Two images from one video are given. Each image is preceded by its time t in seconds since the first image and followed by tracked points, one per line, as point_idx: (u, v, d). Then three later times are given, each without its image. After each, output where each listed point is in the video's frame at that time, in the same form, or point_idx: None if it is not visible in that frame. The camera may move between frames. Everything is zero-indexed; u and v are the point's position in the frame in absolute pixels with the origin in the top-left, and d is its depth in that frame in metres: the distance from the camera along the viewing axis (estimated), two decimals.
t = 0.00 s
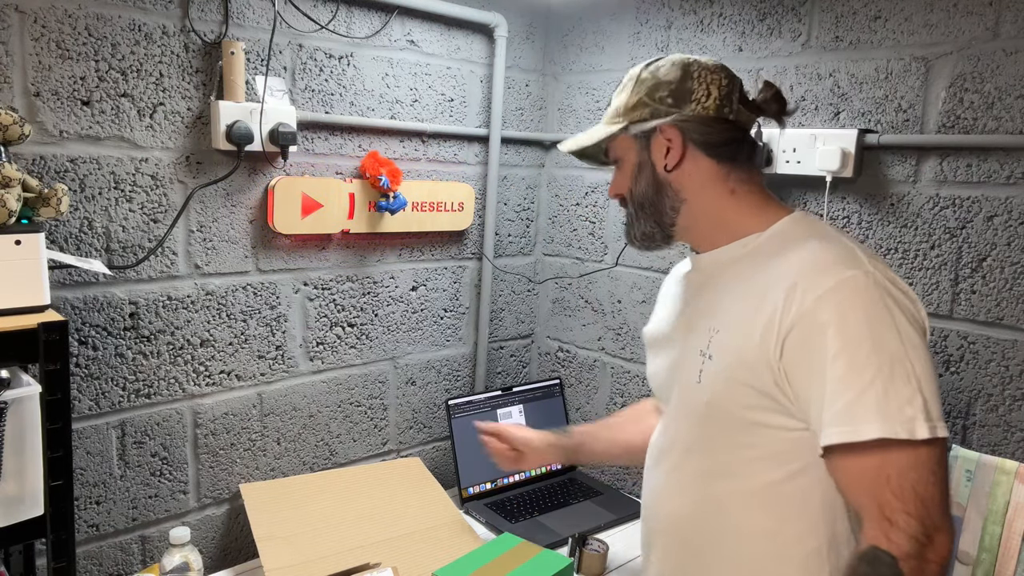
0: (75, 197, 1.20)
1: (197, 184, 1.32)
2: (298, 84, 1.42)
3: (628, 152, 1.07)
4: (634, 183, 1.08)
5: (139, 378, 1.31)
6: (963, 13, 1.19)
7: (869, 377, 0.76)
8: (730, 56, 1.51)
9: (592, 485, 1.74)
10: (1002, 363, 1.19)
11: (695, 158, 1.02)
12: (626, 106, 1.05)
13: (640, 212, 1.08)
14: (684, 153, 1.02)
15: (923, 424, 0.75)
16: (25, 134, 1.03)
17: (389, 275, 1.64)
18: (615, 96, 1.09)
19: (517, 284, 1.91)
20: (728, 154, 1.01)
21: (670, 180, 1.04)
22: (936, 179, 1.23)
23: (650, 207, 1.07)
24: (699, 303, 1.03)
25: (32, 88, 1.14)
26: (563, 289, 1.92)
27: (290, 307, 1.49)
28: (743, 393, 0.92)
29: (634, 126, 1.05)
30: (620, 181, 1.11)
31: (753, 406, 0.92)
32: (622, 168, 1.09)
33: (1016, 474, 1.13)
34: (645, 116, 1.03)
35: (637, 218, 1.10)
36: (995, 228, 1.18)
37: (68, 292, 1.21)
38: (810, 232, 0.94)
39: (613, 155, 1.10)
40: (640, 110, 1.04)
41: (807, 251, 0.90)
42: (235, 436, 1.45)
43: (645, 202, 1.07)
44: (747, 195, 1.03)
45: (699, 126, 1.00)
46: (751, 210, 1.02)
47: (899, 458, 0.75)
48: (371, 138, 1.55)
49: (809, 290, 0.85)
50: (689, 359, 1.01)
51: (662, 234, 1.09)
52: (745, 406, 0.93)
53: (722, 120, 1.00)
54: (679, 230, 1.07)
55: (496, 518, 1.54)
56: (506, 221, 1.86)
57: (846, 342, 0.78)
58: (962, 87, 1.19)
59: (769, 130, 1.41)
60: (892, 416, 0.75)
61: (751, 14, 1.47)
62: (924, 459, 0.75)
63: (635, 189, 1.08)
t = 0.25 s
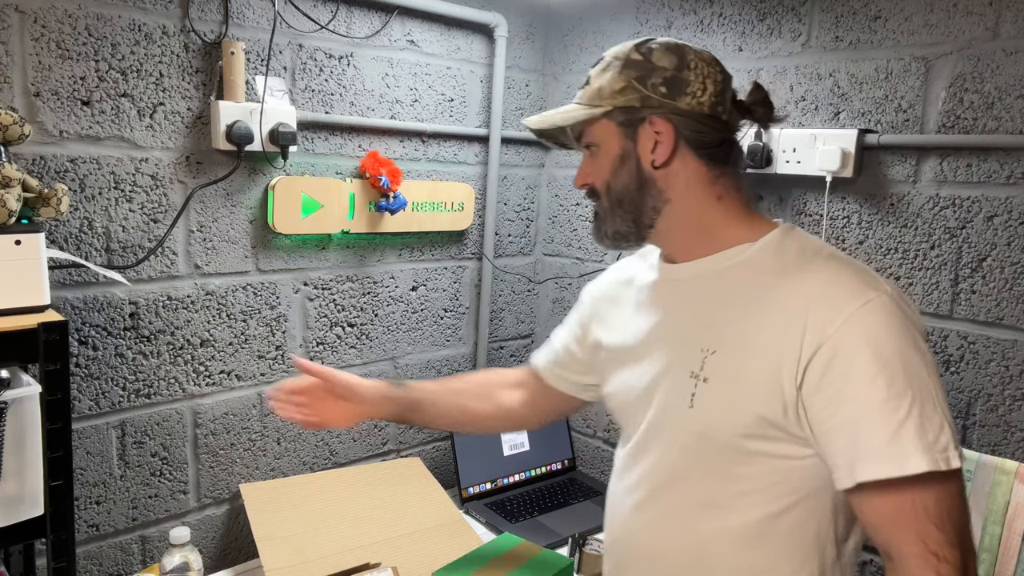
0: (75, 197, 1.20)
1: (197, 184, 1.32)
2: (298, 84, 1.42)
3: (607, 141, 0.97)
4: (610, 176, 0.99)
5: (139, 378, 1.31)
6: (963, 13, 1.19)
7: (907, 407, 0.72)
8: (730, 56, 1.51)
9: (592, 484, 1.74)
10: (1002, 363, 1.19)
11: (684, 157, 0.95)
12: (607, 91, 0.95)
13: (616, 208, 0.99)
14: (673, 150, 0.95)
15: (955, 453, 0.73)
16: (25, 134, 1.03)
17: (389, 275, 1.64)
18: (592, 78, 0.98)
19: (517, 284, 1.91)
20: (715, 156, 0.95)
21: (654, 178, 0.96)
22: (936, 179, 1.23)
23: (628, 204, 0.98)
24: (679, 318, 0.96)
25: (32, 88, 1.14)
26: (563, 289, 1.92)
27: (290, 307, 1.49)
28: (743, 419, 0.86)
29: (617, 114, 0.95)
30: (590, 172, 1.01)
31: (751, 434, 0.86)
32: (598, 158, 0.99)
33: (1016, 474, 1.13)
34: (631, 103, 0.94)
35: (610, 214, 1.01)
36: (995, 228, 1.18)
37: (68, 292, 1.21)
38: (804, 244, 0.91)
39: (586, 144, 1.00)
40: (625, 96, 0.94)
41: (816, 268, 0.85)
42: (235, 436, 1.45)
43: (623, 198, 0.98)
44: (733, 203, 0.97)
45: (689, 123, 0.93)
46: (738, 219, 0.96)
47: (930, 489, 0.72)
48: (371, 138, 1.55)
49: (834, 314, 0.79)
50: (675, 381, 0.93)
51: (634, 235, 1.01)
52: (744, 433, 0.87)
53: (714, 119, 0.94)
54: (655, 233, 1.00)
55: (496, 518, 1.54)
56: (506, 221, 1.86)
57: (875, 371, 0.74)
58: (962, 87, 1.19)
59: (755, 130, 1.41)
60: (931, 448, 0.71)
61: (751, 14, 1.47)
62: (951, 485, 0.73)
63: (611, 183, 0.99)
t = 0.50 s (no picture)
0: (75, 197, 1.20)
1: (197, 184, 1.32)
2: (298, 84, 1.42)
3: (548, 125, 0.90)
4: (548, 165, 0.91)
5: (139, 377, 1.31)
6: (964, 13, 1.19)
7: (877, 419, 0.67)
8: (730, 56, 1.51)
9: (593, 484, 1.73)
10: (1002, 363, 1.19)
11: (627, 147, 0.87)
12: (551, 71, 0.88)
13: (551, 201, 0.91)
14: (616, 139, 0.87)
15: (928, 469, 0.67)
16: (25, 134, 1.03)
17: (389, 275, 1.64)
18: (537, 57, 0.90)
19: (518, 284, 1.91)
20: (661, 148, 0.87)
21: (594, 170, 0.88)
22: (936, 179, 1.23)
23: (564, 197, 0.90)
24: (620, 328, 0.87)
25: (32, 88, 1.14)
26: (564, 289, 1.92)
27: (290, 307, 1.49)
28: (695, 441, 0.77)
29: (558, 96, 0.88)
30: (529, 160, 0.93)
31: (705, 456, 0.78)
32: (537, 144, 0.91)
33: (1016, 474, 1.13)
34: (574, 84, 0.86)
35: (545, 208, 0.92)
36: (995, 228, 1.18)
37: (67, 292, 1.21)
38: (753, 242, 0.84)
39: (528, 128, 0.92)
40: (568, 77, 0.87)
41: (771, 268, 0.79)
42: (235, 436, 1.45)
43: (559, 189, 0.90)
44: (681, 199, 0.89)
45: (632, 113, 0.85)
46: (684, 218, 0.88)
47: (901, 511, 0.67)
48: (371, 138, 1.55)
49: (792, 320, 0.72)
50: (619, 399, 0.84)
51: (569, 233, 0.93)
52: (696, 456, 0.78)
53: (661, 111, 0.86)
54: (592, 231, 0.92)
55: (496, 518, 1.54)
56: (506, 221, 1.86)
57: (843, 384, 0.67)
58: (962, 87, 1.19)
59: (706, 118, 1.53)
60: (905, 464, 0.66)
61: (751, 14, 1.47)
62: (921, 505, 0.68)
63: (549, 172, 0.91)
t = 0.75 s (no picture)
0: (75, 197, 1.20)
1: (197, 184, 1.32)
2: (299, 84, 1.42)
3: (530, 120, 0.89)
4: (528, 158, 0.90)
5: (139, 377, 1.31)
6: (964, 13, 1.19)
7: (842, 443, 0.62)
8: (730, 56, 1.51)
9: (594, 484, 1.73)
10: (1002, 363, 1.19)
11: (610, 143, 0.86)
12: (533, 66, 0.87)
13: (530, 191, 0.89)
14: (597, 128, 0.85)
15: (900, 499, 0.62)
16: (25, 134, 1.03)
17: (389, 275, 1.64)
18: (521, 40, 0.89)
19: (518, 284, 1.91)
20: (645, 138, 0.85)
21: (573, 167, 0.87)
22: (936, 179, 1.23)
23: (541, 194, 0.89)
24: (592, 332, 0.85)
25: (32, 88, 1.14)
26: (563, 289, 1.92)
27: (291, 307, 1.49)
28: (656, 452, 0.75)
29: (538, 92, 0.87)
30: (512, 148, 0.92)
31: (668, 473, 0.75)
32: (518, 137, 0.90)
33: (1016, 474, 1.13)
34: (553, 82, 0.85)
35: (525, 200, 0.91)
36: (995, 228, 1.18)
37: (67, 292, 1.21)
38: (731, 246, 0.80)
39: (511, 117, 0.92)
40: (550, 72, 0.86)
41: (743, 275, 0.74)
42: (235, 437, 1.45)
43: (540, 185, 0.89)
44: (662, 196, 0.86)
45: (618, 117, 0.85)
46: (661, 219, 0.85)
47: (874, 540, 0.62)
48: (371, 138, 1.55)
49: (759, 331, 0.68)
50: (583, 407, 0.82)
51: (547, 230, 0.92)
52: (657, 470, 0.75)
53: (647, 99, 0.84)
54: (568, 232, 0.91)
55: (496, 518, 1.54)
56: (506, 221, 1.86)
57: (810, 401, 0.63)
58: (962, 87, 1.19)
59: (693, 109, 1.55)
60: (868, 492, 0.61)
61: (751, 14, 1.47)
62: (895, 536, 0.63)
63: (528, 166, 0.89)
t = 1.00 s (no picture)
0: (75, 197, 1.20)
1: (197, 185, 1.32)
2: (299, 84, 1.42)
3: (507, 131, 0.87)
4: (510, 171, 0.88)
5: (139, 377, 1.31)
6: (964, 13, 1.19)
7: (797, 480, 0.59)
8: (730, 56, 1.51)
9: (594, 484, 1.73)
10: (1002, 363, 1.19)
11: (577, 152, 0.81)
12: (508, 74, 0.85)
13: (521, 204, 0.88)
14: (570, 136, 0.81)
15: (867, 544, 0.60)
16: (25, 134, 1.03)
17: (389, 275, 1.64)
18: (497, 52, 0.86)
19: (518, 284, 1.91)
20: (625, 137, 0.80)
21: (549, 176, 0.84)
22: (936, 179, 1.23)
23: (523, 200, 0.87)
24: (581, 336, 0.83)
25: (32, 88, 1.14)
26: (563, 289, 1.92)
27: (290, 307, 1.49)
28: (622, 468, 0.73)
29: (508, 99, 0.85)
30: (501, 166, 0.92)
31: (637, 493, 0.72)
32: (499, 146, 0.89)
33: (1016, 474, 1.13)
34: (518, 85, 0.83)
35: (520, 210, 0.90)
36: (995, 228, 1.18)
37: (68, 292, 1.21)
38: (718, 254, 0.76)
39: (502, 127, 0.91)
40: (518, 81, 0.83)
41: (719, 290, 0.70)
42: (235, 437, 1.45)
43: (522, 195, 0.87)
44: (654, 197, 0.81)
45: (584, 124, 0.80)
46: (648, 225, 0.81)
47: None
48: (371, 138, 1.55)
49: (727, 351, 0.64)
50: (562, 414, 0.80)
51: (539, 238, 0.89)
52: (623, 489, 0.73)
53: (620, 93, 0.78)
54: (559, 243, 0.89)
55: (496, 518, 1.54)
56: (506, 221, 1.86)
57: (809, 419, 0.60)
58: (962, 87, 1.19)
59: (695, 109, 1.56)
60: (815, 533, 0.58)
61: (751, 14, 1.47)
62: None
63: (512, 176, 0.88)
